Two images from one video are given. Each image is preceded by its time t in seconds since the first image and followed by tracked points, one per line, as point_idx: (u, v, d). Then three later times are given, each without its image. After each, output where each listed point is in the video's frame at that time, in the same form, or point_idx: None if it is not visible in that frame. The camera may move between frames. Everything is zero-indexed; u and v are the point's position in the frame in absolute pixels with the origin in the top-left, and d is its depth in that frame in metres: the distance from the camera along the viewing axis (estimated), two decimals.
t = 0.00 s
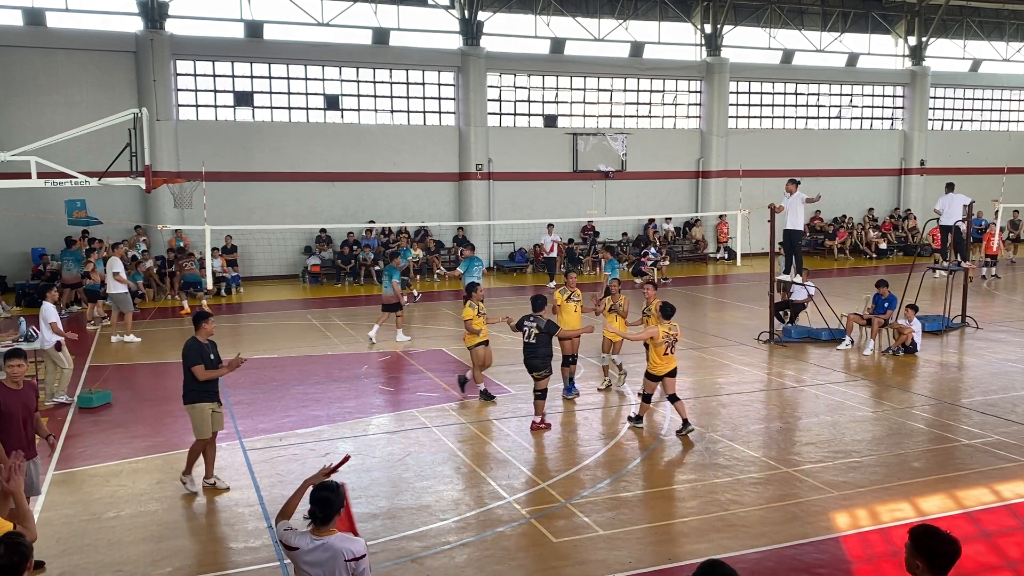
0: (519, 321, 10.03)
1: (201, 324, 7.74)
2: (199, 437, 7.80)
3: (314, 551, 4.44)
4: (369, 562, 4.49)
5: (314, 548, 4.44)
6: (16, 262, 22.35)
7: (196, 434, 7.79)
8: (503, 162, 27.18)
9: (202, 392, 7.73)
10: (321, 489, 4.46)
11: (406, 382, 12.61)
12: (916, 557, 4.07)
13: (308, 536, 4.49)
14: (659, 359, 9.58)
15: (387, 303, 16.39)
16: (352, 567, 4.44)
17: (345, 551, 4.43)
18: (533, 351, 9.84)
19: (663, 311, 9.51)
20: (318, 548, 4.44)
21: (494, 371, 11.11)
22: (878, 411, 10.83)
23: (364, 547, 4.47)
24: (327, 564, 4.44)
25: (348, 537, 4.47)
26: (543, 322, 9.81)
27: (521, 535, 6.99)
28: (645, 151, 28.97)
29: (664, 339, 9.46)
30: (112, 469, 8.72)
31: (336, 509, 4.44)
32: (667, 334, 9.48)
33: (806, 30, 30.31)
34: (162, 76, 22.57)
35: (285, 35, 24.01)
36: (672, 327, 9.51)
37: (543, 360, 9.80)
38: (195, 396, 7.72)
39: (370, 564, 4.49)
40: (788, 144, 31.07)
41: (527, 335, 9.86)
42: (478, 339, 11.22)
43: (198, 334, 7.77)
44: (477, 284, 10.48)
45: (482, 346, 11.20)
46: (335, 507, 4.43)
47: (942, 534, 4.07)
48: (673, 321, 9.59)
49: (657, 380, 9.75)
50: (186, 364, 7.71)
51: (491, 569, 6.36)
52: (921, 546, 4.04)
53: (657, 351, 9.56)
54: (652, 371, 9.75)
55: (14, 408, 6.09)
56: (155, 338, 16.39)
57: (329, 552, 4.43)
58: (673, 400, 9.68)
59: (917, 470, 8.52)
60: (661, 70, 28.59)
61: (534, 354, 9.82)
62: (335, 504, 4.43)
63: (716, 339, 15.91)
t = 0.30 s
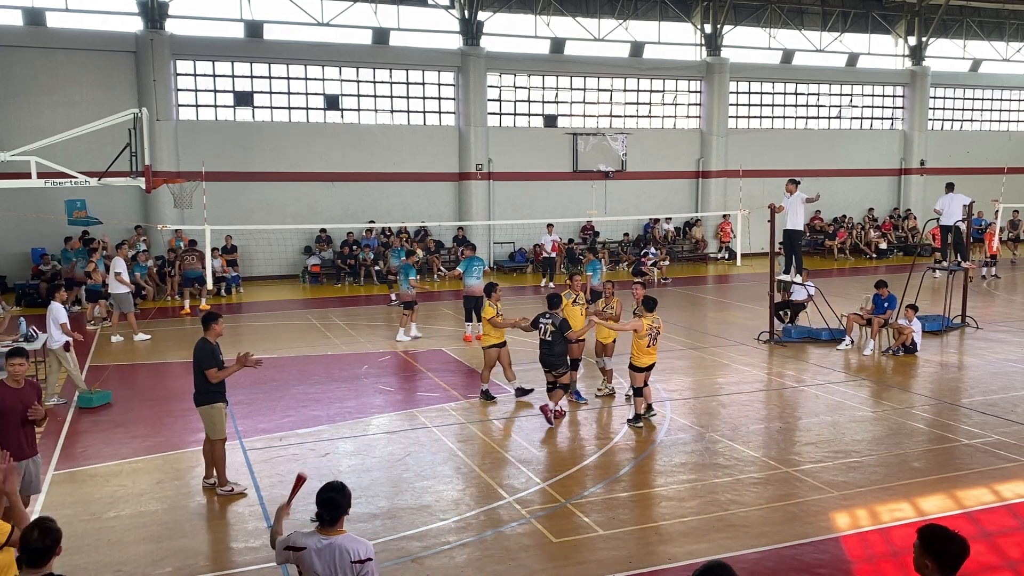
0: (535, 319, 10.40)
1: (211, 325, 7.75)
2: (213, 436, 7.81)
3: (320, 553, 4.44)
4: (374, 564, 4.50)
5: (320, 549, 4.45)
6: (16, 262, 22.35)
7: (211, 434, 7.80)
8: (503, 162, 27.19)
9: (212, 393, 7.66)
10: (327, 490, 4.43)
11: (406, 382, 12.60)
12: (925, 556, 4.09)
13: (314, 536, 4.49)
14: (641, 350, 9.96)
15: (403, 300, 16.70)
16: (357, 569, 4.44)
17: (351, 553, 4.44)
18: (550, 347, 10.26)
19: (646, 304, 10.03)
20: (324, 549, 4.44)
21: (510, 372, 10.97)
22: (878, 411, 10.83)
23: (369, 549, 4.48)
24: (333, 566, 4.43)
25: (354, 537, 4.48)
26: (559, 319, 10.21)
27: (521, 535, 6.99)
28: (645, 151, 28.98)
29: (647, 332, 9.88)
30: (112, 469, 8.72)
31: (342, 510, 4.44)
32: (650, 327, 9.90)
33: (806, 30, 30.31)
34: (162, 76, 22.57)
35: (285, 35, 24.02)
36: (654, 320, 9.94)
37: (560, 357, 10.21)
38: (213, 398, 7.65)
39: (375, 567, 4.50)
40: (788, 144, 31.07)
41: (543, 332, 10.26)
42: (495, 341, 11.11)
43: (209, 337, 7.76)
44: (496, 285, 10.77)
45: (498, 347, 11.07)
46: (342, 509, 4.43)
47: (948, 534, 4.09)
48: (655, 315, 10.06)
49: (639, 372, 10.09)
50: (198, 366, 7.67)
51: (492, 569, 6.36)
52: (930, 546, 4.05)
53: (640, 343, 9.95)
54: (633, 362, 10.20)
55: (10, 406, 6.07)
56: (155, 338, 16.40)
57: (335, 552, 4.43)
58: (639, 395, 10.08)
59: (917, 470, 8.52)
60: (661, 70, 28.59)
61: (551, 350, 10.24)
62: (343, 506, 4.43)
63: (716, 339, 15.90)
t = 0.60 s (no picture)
0: (547, 314, 10.32)
1: (220, 327, 7.78)
2: (222, 438, 7.80)
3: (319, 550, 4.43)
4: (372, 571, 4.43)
5: (321, 546, 4.45)
6: (16, 262, 22.35)
7: (221, 435, 7.79)
8: (503, 162, 27.19)
9: (222, 394, 7.66)
10: (333, 489, 4.46)
11: (406, 382, 12.60)
12: (951, 557, 4.05)
13: (318, 535, 4.49)
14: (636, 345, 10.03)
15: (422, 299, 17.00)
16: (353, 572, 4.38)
17: (350, 553, 4.41)
18: (564, 343, 10.32)
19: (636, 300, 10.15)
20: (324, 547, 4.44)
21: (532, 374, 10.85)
22: (878, 411, 10.83)
23: (369, 554, 4.42)
24: (333, 564, 4.43)
25: (357, 538, 4.45)
26: (575, 315, 10.19)
27: (521, 535, 6.99)
28: (645, 151, 28.98)
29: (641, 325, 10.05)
30: (112, 469, 8.72)
31: (349, 510, 4.45)
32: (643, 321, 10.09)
33: (806, 30, 30.31)
34: (162, 76, 22.57)
35: (285, 35, 24.02)
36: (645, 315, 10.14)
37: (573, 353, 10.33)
38: (224, 398, 7.64)
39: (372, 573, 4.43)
40: (788, 144, 31.08)
41: (559, 327, 10.22)
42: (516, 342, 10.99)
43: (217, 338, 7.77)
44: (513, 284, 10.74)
45: (520, 347, 10.94)
46: (348, 508, 4.44)
47: (971, 533, 4.05)
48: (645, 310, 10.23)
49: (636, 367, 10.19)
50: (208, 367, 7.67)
51: (492, 569, 6.36)
52: (956, 546, 4.03)
53: (634, 337, 10.07)
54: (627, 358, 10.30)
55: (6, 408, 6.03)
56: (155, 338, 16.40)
57: (337, 551, 4.42)
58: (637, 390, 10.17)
59: (917, 470, 8.52)
60: (661, 70, 28.59)
61: (564, 346, 10.32)
62: (347, 505, 4.44)
63: (717, 339, 15.89)
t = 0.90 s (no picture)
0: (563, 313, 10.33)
1: (227, 330, 7.78)
2: (224, 440, 7.79)
3: (328, 548, 4.41)
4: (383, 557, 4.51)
5: (329, 545, 4.41)
6: (16, 262, 22.35)
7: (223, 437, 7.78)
8: (503, 162, 27.19)
9: (227, 396, 7.68)
10: (331, 488, 4.43)
11: (406, 382, 12.60)
12: (978, 555, 4.03)
13: (322, 535, 4.46)
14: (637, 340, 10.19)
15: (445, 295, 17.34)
16: (368, 563, 4.43)
17: (361, 546, 4.43)
18: (576, 342, 10.35)
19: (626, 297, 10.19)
20: (333, 545, 4.41)
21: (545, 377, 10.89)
22: (878, 411, 10.82)
23: (378, 542, 4.48)
24: (343, 562, 4.41)
25: (361, 532, 4.48)
26: (591, 314, 10.27)
27: (521, 536, 6.99)
28: (645, 151, 28.98)
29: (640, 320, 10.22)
30: (112, 469, 8.71)
31: (348, 506, 4.44)
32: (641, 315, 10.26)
33: (806, 30, 30.31)
34: (162, 76, 22.56)
35: (284, 35, 24.02)
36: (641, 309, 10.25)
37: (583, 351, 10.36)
38: (231, 399, 7.67)
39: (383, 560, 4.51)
40: (788, 144, 31.08)
41: (575, 324, 10.27)
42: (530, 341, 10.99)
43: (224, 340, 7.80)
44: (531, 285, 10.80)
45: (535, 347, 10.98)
46: (348, 504, 4.43)
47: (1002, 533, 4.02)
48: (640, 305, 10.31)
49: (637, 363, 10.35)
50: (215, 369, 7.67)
51: (491, 569, 6.36)
52: (985, 544, 4.00)
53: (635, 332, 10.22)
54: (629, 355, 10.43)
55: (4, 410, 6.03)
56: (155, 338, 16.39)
57: (344, 547, 4.41)
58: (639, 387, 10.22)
59: (917, 469, 8.52)
60: (662, 70, 28.59)
61: (576, 344, 10.34)
62: (346, 501, 4.43)
63: (717, 339, 15.88)
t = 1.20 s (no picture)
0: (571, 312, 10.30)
1: (230, 333, 7.80)
2: (223, 440, 7.76)
3: (325, 548, 4.40)
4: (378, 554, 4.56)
5: (325, 546, 4.41)
6: (16, 262, 22.35)
7: (222, 437, 7.75)
8: (503, 162, 27.19)
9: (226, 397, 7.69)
10: (326, 489, 4.46)
11: (407, 382, 12.60)
12: (982, 553, 4.01)
13: (318, 536, 4.45)
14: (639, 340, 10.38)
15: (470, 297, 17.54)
16: (366, 560, 4.47)
17: (358, 544, 4.47)
18: (582, 340, 10.32)
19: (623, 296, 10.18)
20: (330, 544, 4.42)
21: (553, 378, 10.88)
22: (878, 411, 10.82)
23: (375, 539, 4.52)
24: (342, 562, 4.41)
25: (358, 530, 4.50)
26: (599, 313, 10.26)
27: (521, 535, 6.99)
28: (645, 151, 28.98)
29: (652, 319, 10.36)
30: (112, 469, 8.71)
31: (342, 506, 4.47)
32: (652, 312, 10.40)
33: (806, 30, 30.31)
34: (162, 76, 22.56)
35: (284, 35, 24.02)
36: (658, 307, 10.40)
37: (589, 351, 10.34)
38: (231, 400, 7.71)
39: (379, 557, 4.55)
40: (788, 144, 31.07)
41: (584, 322, 10.22)
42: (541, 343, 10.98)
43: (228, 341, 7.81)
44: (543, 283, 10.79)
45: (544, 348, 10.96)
46: (343, 504, 4.47)
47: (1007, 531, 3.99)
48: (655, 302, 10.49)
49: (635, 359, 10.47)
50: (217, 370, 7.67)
51: (491, 569, 6.36)
52: (987, 544, 3.97)
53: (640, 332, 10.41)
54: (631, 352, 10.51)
55: None
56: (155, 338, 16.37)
57: (342, 547, 4.43)
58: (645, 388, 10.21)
59: (917, 470, 8.52)
60: (661, 70, 28.59)
61: (582, 342, 10.30)
62: (341, 500, 4.46)
63: (717, 339, 15.88)
